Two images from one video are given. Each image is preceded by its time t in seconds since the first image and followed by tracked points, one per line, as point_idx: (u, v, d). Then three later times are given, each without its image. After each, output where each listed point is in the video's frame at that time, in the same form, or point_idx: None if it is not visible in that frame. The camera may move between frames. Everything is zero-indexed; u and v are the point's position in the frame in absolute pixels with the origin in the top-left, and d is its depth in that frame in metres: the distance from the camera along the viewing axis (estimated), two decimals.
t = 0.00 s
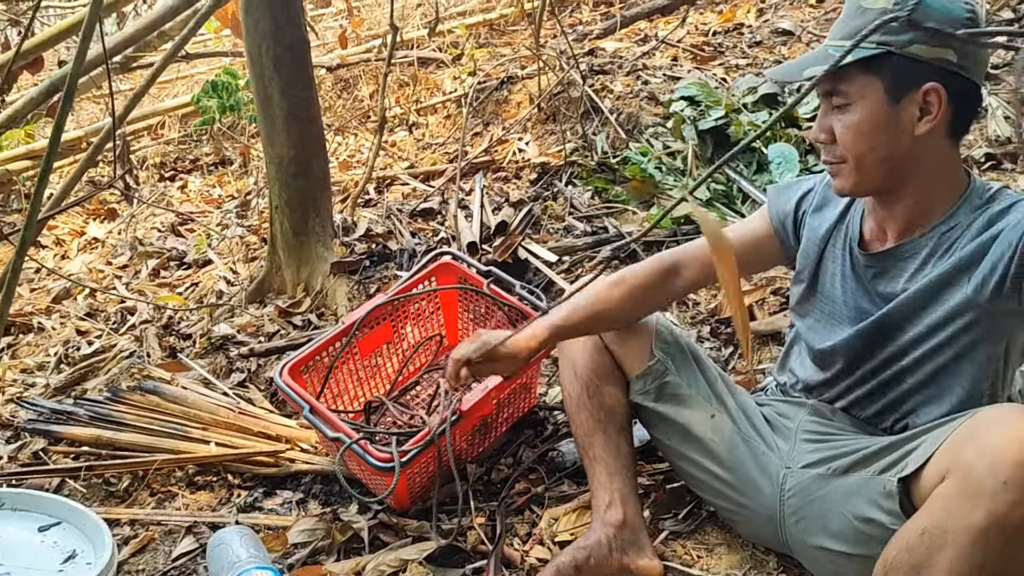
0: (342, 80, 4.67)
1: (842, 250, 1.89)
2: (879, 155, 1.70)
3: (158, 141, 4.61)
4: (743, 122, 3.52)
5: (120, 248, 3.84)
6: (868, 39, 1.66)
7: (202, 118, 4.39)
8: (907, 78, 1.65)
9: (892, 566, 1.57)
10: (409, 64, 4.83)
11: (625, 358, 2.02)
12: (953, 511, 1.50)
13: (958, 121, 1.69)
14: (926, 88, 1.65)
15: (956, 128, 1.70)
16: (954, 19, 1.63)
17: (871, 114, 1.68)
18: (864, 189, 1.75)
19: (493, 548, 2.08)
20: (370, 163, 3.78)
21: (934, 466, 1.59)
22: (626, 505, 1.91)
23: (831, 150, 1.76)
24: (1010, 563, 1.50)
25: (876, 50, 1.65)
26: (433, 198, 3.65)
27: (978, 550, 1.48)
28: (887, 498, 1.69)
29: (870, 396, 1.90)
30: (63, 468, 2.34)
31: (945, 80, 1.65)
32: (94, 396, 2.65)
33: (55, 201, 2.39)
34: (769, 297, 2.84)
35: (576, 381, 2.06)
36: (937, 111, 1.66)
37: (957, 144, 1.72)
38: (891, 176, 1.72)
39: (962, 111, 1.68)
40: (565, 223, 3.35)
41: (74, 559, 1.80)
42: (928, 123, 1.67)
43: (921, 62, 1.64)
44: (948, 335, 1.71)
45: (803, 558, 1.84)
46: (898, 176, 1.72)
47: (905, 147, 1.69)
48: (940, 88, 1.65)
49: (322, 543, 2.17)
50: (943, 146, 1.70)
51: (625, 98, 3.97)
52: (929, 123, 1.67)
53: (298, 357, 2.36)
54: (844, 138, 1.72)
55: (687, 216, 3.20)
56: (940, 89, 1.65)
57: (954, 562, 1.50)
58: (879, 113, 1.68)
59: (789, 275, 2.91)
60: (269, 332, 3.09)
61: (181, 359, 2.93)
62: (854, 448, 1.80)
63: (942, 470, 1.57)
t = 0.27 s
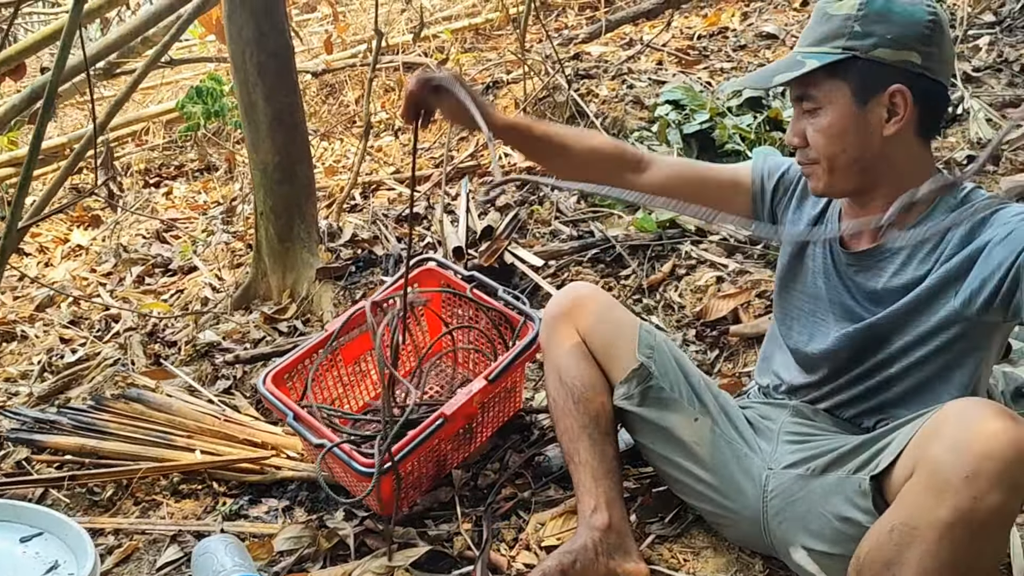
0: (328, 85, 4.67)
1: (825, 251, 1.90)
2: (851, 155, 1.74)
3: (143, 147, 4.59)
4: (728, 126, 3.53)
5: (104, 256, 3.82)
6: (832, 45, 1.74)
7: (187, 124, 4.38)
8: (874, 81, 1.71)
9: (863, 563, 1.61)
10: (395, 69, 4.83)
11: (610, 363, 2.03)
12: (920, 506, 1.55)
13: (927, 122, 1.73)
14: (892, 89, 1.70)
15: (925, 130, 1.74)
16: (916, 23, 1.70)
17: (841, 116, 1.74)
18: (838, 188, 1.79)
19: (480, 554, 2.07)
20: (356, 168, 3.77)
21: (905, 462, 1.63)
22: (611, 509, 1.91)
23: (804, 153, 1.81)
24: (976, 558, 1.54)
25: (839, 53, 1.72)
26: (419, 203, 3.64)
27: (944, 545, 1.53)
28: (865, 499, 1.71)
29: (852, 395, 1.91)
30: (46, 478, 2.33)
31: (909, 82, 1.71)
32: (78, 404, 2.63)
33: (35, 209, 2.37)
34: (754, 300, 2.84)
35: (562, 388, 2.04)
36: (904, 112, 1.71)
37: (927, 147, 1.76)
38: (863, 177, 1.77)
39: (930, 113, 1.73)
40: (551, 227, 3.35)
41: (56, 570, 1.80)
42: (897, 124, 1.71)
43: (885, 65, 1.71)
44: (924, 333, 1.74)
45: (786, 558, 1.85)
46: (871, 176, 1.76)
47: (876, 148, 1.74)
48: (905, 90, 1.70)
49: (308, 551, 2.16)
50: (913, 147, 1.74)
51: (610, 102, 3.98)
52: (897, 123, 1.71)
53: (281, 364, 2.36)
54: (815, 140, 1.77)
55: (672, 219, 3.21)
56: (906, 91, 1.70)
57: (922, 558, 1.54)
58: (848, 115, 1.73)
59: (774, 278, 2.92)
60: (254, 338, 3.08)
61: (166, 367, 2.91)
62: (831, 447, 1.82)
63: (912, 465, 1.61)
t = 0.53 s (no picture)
0: (314, 90, 4.66)
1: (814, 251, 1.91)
2: (829, 155, 1.78)
3: (128, 153, 4.57)
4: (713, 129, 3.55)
5: (89, 263, 3.80)
6: (811, 47, 1.77)
7: (172, 130, 4.36)
8: (851, 83, 1.75)
9: (859, 568, 1.61)
10: (381, 73, 4.82)
11: (597, 367, 2.03)
12: (916, 511, 1.55)
13: (903, 123, 1.78)
14: (869, 91, 1.74)
15: (902, 129, 1.78)
16: (893, 27, 1.73)
17: (819, 117, 1.77)
18: (818, 186, 1.83)
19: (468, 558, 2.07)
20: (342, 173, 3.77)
21: (897, 468, 1.64)
22: (598, 512, 1.92)
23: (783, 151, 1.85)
24: (970, 562, 1.56)
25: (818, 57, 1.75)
26: (405, 207, 3.64)
27: (939, 550, 1.54)
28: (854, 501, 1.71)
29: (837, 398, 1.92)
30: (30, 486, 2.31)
31: (886, 83, 1.74)
32: (63, 412, 2.61)
33: (18, 216, 2.37)
34: (740, 303, 2.86)
35: (549, 393, 2.04)
36: (880, 113, 1.75)
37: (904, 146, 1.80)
38: (842, 176, 1.81)
39: (906, 115, 1.77)
40: (537, 231, 3.36)
41: None
42: (873, 125, 1.75)
43: (862, 67, 1.74)
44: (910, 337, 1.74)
45: (775, 560, 1.86)
46: (850, 175, 1.80)
47: (854, 149, 1.77)
48: (882, 92, 1.73)
49: (295, 557, 2.15)
50: (890, 147, 1.78)
51: (596, 106, 3.99)
52: (874, 125, 1.75)
53: (265, 371, 2.36)
54: (795, 139, 1.81)
55: (658, 222, 3.22)
56: (883, 93, 1.74)
57: (917, 562, 1.55)
58: (827, 117, 1.77)
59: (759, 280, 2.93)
60: (241, 344, 3.07)
61: (152, 374, 2.90)
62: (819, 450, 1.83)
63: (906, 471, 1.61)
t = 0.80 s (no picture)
0: (300, 96, 4.66)
1: (807, 255, 1.91)
2: (835, 161, 1.78)
3: (113, 160, 4.55)
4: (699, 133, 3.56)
5: (74, 270, 3.78)
6: (825, 52, 1.77)
7: (157, 136, 4.35)
8: (863, 90, 1.74)
9: (851, 572, 1.61)
10: (367, 78, 4.82)
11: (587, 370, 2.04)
12: (912, 515, 1.57)
13: (912, 135, 1.77)
14: (880, 100, 1.73)
15: (911, 142, 1.77)
16: (907, 36, 1.73)
17: (828, 123, 1.77)
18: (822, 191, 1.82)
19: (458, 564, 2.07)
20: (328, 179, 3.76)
21: (892, 472, 1.65)
22: (587, 517, 1.91)
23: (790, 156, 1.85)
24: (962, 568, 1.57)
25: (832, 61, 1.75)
26: (392, 213, 3.63)
27: (935, 555, 1.55)
28: (847, 505, 1.72)
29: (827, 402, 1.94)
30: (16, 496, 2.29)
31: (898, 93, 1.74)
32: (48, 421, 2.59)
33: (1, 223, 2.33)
34: (727, 306, 2.87)
35: (538, 397, 2.05)
36: (890, 124, 1.74)
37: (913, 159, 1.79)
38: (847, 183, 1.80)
39: (915, 127, 1.77)
40: (524, 235, 3.36)
41: None
42: (882, 135, 1.74)
43: (875, 75, 1.74)
44: (900, 346, 1.76)
45: (764, 563, 1.87)
46: (855, 183, 1.80)
47: (861, 157, 1.77)
48: (893, 102, 1.73)
49: (283, 565, 2.14)
50: (899, 159, 1.77)
51: (583, 110, 4.00)
52: (883, 135, 1.74)
53: (253, 378, 2.35)
54: (801, 143, 1.81)
55: (645, 226, 3.23)
56: (893, 103, 1.73)
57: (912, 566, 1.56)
58: (835, 123, 1.77)
59: (746, 283, 2.95)
60: (228, 351, 3.05)
61: (138, 382, 2.88)
62: (811, 455, 1.83)
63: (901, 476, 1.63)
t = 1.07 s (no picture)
0: (285, 101, 4.65)
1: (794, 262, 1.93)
2: (832, 167, 1.78)
3: (97, 167, 4.53)
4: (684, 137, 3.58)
5: (58, 278, 3.75)
6: (819, 59, 1.76)
7: (141, 143, 4.33)
8: (858, 97, 1.74)
9: None
10: (353, 84, 4.82)
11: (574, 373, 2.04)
12: (908, 521, 1.57)
13: (900, 138, 1.79)
14: (875, 106, 1.74)
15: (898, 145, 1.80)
16: (897, 41, 1.76)
17: (824, 131, 1.76)
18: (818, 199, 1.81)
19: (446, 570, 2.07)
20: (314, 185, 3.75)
21: (887, 478, 1.65)
22: (574, 522, 1.90)
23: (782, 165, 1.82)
24: None
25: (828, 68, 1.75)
26: (378, 218, 3.63)
27: (930, 561, 1.55)
28: (838, 509, 1.72)
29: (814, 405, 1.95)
30: None
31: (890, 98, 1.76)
32: (32, 430, 2.57)
33: None
34: (712, 309, 2.87)
35: (525, 402, 2.05)
36: (884, 129, 1.75)
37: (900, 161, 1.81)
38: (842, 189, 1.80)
39: (902, 129, 1.79)
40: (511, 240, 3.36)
41: None
42: (877, 140, 1.75)
43: (869, 81, 1.74)
44: (885, 348, 1.78)
45: (753, 567, 1.87)
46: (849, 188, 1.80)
47: (856, 162, 1.77)
48: (887, 107, 1.74)
49: (269, 573, 2.12)
50: (889, 161, 1.79)
51: (569, 115, 4.01)
52: (878, 140, 1.75)
53: (240, 385, 2.33)
54: (796, 151, 1.79)
55: (631, 231, 3.24)
56: (887, 108, 1.75)
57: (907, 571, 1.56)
58: (832, 130, 1.75)
59: (731, 287, 2.95)
60: (213, 358, 3.04)
61: (123, 390, 2.86)
62: (801, 458, 1.84)
63: (897, 482, 1.63)
